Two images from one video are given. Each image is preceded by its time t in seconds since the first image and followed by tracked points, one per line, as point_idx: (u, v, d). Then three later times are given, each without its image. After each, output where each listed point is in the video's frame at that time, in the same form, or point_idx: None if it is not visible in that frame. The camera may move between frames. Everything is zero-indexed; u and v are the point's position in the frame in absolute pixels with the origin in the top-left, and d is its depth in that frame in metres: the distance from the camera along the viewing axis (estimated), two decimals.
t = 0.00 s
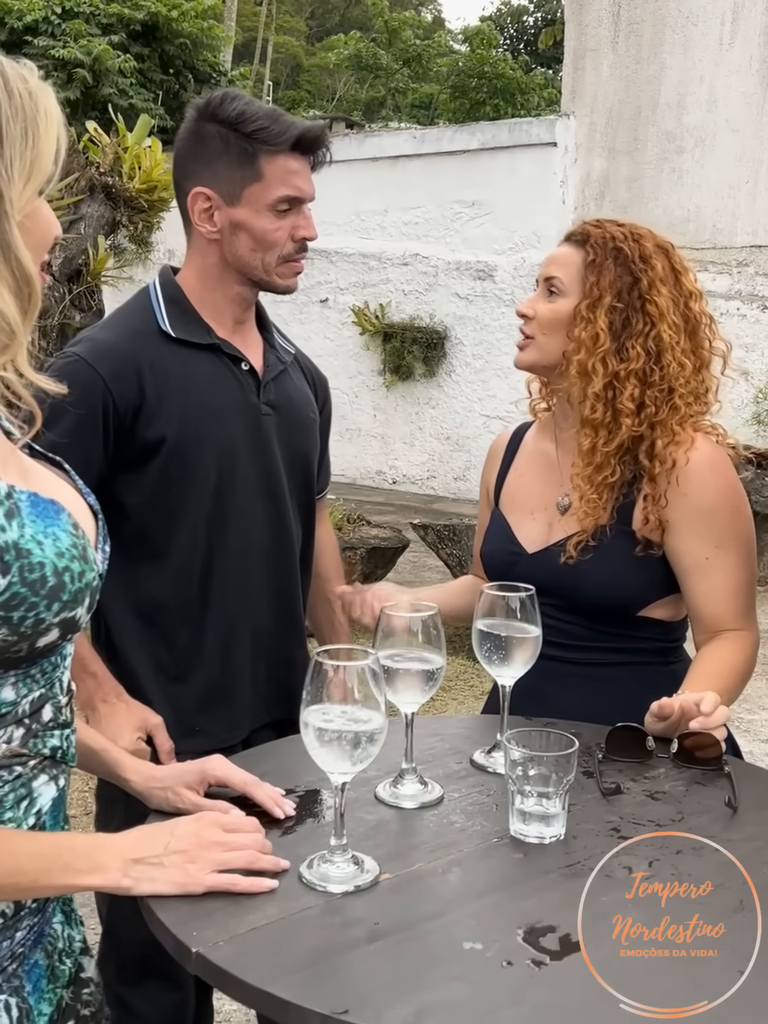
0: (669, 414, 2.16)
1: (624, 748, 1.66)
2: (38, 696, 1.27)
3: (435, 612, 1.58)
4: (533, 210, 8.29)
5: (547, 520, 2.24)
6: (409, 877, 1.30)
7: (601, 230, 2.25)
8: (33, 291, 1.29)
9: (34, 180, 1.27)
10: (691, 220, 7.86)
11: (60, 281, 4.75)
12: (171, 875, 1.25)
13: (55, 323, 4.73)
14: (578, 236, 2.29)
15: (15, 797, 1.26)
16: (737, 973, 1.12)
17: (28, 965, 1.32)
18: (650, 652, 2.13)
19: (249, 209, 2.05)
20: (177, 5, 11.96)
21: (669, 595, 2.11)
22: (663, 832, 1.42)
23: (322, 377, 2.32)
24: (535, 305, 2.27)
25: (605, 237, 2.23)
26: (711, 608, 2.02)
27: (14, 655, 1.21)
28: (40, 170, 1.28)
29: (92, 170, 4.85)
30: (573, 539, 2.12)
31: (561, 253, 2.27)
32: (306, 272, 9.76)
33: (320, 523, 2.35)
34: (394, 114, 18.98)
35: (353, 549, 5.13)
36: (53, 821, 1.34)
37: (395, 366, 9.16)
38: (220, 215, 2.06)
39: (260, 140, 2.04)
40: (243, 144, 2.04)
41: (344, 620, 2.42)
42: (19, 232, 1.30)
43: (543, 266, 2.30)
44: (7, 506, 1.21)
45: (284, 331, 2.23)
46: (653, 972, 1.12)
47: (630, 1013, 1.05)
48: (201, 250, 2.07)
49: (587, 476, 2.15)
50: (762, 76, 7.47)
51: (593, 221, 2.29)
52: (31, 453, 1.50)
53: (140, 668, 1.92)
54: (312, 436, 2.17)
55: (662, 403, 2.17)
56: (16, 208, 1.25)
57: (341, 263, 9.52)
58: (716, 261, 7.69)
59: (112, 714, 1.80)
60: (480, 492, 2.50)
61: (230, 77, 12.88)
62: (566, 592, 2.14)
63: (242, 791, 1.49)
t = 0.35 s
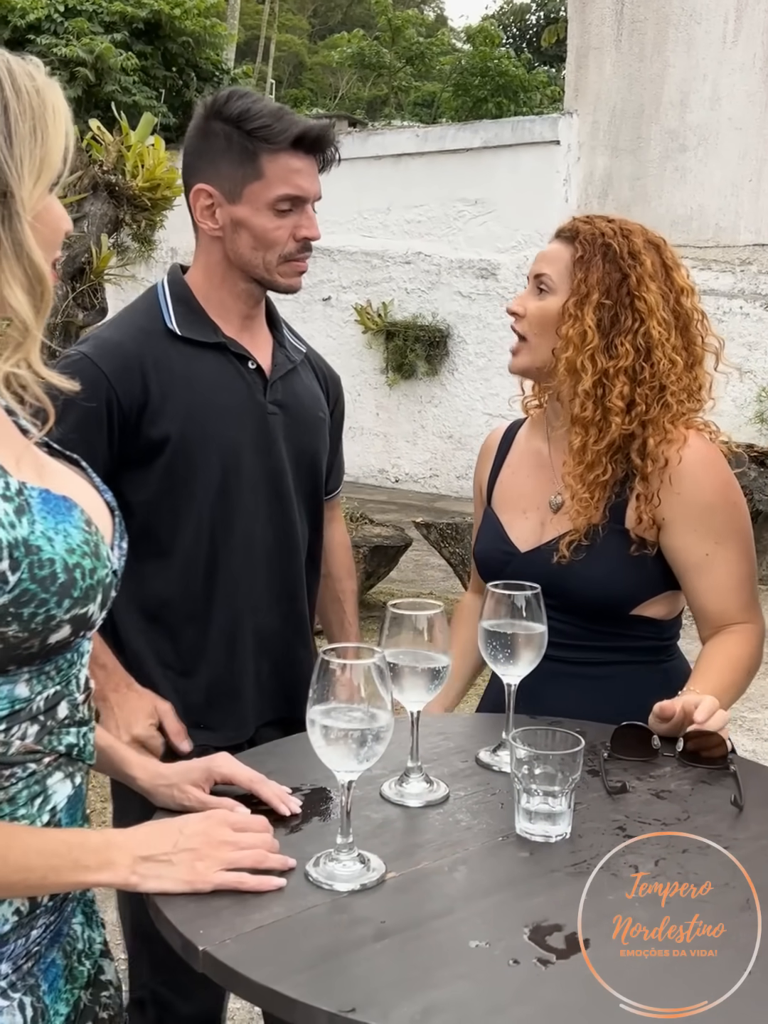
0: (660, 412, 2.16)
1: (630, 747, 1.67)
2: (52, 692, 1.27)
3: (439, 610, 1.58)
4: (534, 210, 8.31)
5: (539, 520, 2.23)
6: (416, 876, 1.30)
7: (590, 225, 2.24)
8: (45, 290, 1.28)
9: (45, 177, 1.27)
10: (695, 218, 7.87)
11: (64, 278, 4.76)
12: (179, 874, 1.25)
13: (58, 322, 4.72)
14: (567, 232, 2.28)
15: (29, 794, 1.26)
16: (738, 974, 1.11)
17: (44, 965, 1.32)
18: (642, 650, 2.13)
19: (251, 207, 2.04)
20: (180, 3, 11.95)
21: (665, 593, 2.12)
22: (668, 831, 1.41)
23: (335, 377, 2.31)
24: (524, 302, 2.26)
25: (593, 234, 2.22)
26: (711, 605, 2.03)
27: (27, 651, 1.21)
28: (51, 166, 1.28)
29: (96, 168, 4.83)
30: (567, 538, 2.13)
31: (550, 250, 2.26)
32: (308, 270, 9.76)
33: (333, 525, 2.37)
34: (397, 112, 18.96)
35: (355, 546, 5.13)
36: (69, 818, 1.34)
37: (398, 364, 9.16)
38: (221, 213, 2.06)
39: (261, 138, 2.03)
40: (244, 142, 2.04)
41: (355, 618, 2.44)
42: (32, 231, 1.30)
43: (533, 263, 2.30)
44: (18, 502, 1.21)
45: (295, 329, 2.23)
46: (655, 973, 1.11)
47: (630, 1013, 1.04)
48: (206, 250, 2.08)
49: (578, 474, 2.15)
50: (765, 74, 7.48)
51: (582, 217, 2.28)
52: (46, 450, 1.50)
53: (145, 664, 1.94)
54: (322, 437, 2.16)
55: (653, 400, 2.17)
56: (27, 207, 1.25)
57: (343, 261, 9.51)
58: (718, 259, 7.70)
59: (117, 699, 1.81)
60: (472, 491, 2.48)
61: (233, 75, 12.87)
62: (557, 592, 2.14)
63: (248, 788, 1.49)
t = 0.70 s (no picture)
0: (657, 411, 2.16)
1: (633, 745, 1.66)
2: (68, 675, 1.28)
3: (445, 607, 1.58)
4: (535, 209, 8.29)
5: (536, 519, 2.23)
6: (421, 872, 1.31)
7: (587, 223, 2.24)
8: (57, 281, 1.29)
9: (55, 170, 1.27)
10: (697, 216, 7.93)
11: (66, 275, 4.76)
12: (185, 865, 1.26)
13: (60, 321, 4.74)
14: (564, 229, 2.28)
15: (46, 776, 1.27)
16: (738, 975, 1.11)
17: (57, 942, 1.33)
18: (640, 648, 2.14)
19: (245, 201, 2.04)
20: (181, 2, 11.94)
21: (661, 590, 2.13)
22: (672, 827, 1.42)
23: (331, 371, 2.33)
24: (520, 300, 2.26)
25: (590, 232, 2.22)
26: (715, 602, 2.03)
27: (43, 635, 1.21)
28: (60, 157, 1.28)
29: (98, 166, 4.85)
30: (565, 535, 2.13)
31: (547, 248, 2.26)
32: (310, 268, 9.76)
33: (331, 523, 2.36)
34: (398, 111, 18.93)
35: (357, 545, 5.13)
36: (83, 804, 1.35)
37: (399, 363, 9.16)
38: (216, 206, 2.07)
39: (256, 131, 2.03)
40: (240, 135, 2.04)
41: (358, 614, 2.44)
42: (43, 224, 1.30)
43: (528, 261, 2.30)
44: (34, 489, 1.21)
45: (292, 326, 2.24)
46: (655, 972, 1.11)
47: (630, 1013, 1.04)
48: (204, 243, 2.09)
49: (575, 474, 2.15)
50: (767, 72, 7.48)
51: (578, 215, 2.28)
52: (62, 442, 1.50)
53: (163, 668, 1.95)
54: (325, 429, 2.18)
55: (650, 399, 2.18)
56: (38, 202, 1.25)
57: (345, 260, 9.51)
58: (720, 257, 7.73)
59: (146, 718, 1.84)
60: (468, 489, 2.48)
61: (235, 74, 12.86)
62: (558, 592, 2.14)
63: (252, 785, 1.49)
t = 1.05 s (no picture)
0: (661, 409, 2.18)
1: (637, 740, 1.67)
2: (63, 662, 1.29)
3: (451, 605, 1.59)
4: (535, 208, 8.31)
5: (535, 516, 2.24)
6: (427, 867, 1.31)
7: (590, 223, 2.24)
8: (35, 282, 1.29)
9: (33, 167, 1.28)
10: (696, 214, 7.94)
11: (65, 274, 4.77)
12: (191, 858, 1.26)
13: (60, 318, 4.75)
14: (565, 229, 2.28)
15: (38, 759, 1.27)
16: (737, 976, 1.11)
17: (48, 923, 1.34)
18: (643, 643, 2.15)
19: (252, 190, 2.03)
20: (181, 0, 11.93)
21: (664, 586, 2.14)
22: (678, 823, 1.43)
23: (318, 359, 2.34)
24: (523, 300, 2.25)
25: (594, 232, 2.22)
26: (721, 594, 2.04)
27: (36, 621, 1.22)
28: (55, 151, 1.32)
29: (98, 165, 4.87)
30: (568, 533, 2.13)
31: (549, 247, 2.25)
32: (309, 266, 9.76)
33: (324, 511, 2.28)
34: (397, 109, 18.91)
35: (357, 544, 5.14)
36: (77, 789, 1.35)
37: (399, 361, 9.16)
38: (221, 194, 2.05)
39: (270, 119, 2.02)
40: (251, 122, 2.02)
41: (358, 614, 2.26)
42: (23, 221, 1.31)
43: (530, 259, 2.29)
44: (29, 479, 1.22)
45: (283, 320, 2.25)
46: (656, 971, 1.11)
47: (630, 1012, 1.04)
48: (202, 231, 2.07)
49: (579, 474, 2.16)
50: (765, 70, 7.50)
51: (580, 214, 2.28)
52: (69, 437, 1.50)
53: (184, 675, 1.94)
54: (321, 418, 2.21)
55: (655, 398, 2.19)
56: (11, 201, 1.26)
57: (344, 258, 9.51)
58: (720, 254, 7.78)
59: (173, 736, 1.79)
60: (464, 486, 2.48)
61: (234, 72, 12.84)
62: (563, 591, 2.14)
63: (255, 782, 1.49)
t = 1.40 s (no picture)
0: (659, 406, 2.18)
1: (633, 735, 1.66)
2: (29, 655, 1.29)
3: (445, 601, 1.59)
4: (531, 205, 8.32)
5: (529, 510, 2.24)
6: (423, 863, 1.31)
7: (592, 221, 2.23)
8: None
9: None
10: (690, 212, 7.94)
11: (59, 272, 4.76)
12: (185, 854, 1.26)
13: (54, 315, 4.74)
14: (566, 225, 2.27)
15: (2, 752, 1.26)
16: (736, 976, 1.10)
17: (18, 914, 1.33)
18: (639, 636, 2.14)
19: (254, 187, 2.02)
20: None
21: (660, 579, 2.14)
22: (675, 818, 1.43)
23: (306, 360, 2.34)
24: (523, 296, 2.25)
25: (596, 229, 2.22)
26: (714, 591, 2.04)
27: None
28: (50, 157, 1.38)
29: (91, 162, 4.87)
30: (563, 525, 2.13)
31: (549, 243, 2.25)
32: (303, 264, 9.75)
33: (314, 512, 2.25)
34: (391, 107, 18.85)
35: (352, 543, 5.14)
36: (47, 782, 1.34)
37: (393, 359, 9.15)
38: (220, 191, 2.03)
39: (275, 116, 2.03)
40: (256, 117, 2.03)
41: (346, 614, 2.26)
42: None
43: (530, 256, 2.29)
44: None
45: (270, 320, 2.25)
46: (656, 973, 1.10)
47: (630, 1013, 1.03)
48: (197, 227, 2.05)
49: (575, 470, 2.15)
50: (760, 66, 7.50)
51: (581, 210, 2.28)
52: (58, 430, 1.52)
53: (164, 683, 1.93)
54: (310, 421, 2.21)
55: (653, 396, 2.19)
56: None
57: (338, 256, 9.49)
58: (715, 252, 7.85)
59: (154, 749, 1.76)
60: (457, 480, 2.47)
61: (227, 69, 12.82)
62: (559, 586, 2.15)
63: (248, 780, 1.49)
